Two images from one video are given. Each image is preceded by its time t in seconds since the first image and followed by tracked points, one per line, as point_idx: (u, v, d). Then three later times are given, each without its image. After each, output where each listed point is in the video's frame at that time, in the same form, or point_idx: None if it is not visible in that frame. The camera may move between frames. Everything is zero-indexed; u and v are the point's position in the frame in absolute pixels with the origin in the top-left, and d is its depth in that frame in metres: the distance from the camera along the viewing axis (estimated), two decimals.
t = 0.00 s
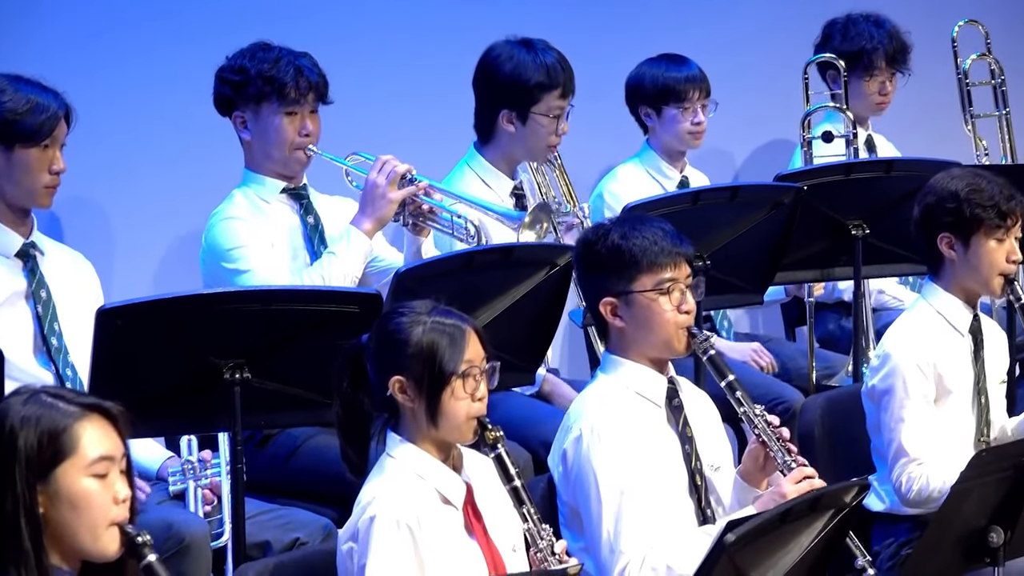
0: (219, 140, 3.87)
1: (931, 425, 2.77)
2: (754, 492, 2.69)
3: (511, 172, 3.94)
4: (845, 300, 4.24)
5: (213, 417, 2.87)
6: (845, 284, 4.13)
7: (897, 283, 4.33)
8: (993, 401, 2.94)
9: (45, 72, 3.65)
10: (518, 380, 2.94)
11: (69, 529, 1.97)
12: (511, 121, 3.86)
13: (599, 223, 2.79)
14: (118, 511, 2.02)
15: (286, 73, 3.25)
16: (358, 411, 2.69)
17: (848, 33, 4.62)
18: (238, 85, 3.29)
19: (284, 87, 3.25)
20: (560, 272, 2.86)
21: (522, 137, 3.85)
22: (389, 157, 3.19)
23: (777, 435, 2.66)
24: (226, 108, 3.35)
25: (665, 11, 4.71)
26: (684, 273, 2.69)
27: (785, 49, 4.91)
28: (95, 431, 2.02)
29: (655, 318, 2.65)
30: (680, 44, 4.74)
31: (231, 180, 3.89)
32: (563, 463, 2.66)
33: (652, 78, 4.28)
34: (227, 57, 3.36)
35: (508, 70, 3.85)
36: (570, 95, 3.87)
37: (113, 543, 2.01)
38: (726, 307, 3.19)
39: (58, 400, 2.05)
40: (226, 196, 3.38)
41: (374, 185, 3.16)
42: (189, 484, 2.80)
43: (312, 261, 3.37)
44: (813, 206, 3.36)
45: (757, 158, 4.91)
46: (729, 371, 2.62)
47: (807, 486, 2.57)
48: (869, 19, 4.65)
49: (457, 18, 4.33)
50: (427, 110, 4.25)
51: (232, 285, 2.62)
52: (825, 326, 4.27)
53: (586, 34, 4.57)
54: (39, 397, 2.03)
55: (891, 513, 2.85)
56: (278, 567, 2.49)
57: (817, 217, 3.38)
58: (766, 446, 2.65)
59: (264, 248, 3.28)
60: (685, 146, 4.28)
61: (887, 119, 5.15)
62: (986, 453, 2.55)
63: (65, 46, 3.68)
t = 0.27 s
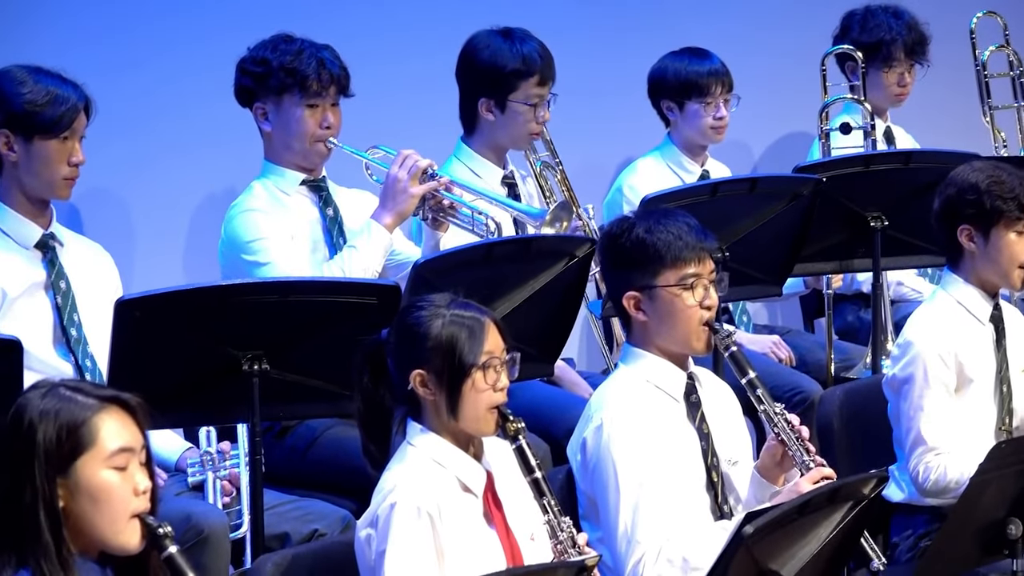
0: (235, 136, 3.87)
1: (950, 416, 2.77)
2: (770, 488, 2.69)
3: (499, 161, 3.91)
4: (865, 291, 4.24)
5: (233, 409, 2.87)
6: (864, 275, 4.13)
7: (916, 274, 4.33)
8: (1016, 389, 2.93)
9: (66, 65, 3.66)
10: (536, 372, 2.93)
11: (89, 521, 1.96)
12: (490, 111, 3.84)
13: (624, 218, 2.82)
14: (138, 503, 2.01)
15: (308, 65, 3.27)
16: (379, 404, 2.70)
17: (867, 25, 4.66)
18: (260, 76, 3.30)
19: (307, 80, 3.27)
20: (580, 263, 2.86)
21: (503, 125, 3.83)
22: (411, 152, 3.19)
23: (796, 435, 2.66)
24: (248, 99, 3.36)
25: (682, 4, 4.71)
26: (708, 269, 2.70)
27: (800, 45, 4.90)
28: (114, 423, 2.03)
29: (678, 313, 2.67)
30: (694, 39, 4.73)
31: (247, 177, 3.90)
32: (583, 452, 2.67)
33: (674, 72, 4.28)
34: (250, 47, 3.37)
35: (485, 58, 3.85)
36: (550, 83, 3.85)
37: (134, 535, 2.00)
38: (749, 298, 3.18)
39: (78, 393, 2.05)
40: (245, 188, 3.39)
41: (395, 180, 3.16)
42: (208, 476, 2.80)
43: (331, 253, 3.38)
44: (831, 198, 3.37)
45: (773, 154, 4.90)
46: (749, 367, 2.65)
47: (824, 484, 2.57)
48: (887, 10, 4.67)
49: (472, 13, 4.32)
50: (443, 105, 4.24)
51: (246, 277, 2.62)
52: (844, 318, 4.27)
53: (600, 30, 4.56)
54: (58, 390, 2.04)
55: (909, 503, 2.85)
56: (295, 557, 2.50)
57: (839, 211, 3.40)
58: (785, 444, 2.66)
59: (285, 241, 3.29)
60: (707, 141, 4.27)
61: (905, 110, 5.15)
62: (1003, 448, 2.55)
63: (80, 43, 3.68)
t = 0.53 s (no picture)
0: (248, 134, 3.87)
1: (968, 412, 2.77)
2: (782, 482, 2.67)
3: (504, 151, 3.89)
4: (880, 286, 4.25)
5: (247, 403, 2.87)
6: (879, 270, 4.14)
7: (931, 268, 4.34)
8: None
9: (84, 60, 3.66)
10: (551, 365, 2.95)
11: (109, 519, 1.97)
12: (483, 101, 3.84)
13: (643, 209, 2.87)
14: (158, 503, 2.02)
15: (328, 60, 3.27)
16: (396, 398, 2.71)
17: (882, 19, 4.69)
18: (278, 70, 3.33)
19: (325, 74, 3.28)
20: (594, 257, 2.85)
21: (499, 115, 3.82)
22: (428, 148, 3.19)
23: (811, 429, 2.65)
24: (266, 92, 3.39)
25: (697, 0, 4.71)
26: (726, 263, 2.75)
27: (811, 42, 4.89)
28: (138, 423, 2.02)
29: (695, 307, 2.71)
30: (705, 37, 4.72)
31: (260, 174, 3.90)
32: (599, 447, 2.67)
33: (692, 67, 4.29)
34: (267, 41, 3.40)
35: (470, 50, 3.84)
36: (541, 68, 3.83)
37: (152, 533, 2.00)
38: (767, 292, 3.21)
39: (105, 388, 2.05)
40: (261, 181, 3.41)
41: (413, 177, 3.16)
42: (222, 469, 2.80)
43: (347, 248, 3.38)
44: (846, 191, 3.40)
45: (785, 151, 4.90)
46: (765, 361, 2.68)
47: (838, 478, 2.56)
48: (902, 5, 4.71)
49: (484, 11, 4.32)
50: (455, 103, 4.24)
51: (260, 271, 2.62)
52: (859, 312, 4.27)
53: (611, 27, 4.56)
54: (85, 384, 2.04)
55: (925, 498, 2.84)
56: (310, 552, 2.51)
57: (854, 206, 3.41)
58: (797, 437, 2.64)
59: (301, 236, 3.31)
60: (725, 136, 4.27)
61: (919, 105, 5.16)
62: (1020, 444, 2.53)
63: (96, 41, 3.68)
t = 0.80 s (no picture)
0: (263, 133, 3.87)
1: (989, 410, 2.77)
2: (801, 479, 2.71)
3: (523, 149, 3.90)
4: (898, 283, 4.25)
5: (264, 400, 2.87)
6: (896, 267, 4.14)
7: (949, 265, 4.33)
8: None
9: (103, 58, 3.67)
10: (569, 363, 2.94)
11: (130, 515, 1.97)
12: (498, 100, 3.85)
13: (664, 206, 2.91)
14: (178, 500, 2.01)
15: (350, 58, 3.31)
16: (415, 394, 2.71)
17: (900, 16, 4.69)
18: (300, 67, 3.35)
19: (347, 73, 3.31)
20: (611, 254, 2.85)
21: (514, 113, 3.82)
22: (448, 149, 3.18)
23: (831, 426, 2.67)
24: (287, 89, 3.40)
25: None
26: (745, 260, 2.78)
27: (827, 40, 4.89)
28: (159, 419, 2.03)
29: (715, 303, 2.73)
30: (719, 34, 4.71)
31: (275, 173, 3.91)
32: (618, 442, 2.69)
33: (712, 64, 4.29)
34: (289, 38, 3.42)
35: (481, 49, 3.86)
36: (554, 63, 3.82)
37: (173, 530, 2.00)
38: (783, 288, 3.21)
39: (127, 384, 2.05)
40: (280, 178, 3.42)
41: (433, 177, 3.15)
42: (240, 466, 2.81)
43: (365, 246, 3.39)
44: (864, 189, 3.40)
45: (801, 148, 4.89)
46: (785, 358, 2.68)
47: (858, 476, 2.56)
48: (919, 2, 4.71)
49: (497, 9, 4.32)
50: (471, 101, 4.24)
51: (279, 267, 2.62)
52: (876, 309, 4.27)
53: (625, 26, 4.55)
54: (107, 380, 2.04)
55: (942, 496, 2.84)
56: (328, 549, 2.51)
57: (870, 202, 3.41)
58: (816, 433, 2.67)
59: (319, 233, 3.31)
60: (744, 134, 4.28)
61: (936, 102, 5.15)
62: None
63: (115, 38, 3.69)
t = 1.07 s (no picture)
0: (277, 133, 3.88)
1: (1009, 408, 2.79)
2: (821, 473, 2.69)
3: (539, 148, 3.90)
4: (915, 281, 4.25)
5: (282, 398, 2.87)
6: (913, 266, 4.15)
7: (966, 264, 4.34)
8: None
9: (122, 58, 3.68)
10: (587, 361, 2.94)
11: (147, 512, 1.96)
12: (514, 99, 3.84)
13: (681, 204, 2.92)
14: (196, 496, 2.01)
15: (369, 56, 3.31)
16: (433, 391, 2.72)
17: (918, 14, 4.69)
18: (319, 65, 3.37)
19: (366, 71, 3.31)
20: (629, 252, 2.85)
21: (530, 112, 3.82)
22: (466, 149, 3.19)
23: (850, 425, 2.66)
24: (307, 87, 3.43)
25: None
26: (764, 257, 2.80)
27: (845, 38, 4.89)
28: (176, 415, 2.02)
29: (734, 301, 2.76)
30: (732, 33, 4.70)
31: (290, 172, 3.91)
32: (637, 438, 2.72)
33: (730, 62, 4.29)
34: (309, 36, 3.44)
35: (496, 48, 3.86)
36: (569, 62, 3.81)
37: (190, 526, 1.99)
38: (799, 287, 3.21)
39: (144, 381, 2.05)
40: (298, 176, 3.44)
41: (452, 177, 3.15)
42: (257, 463, 2.81)
43: (383, 245, 3.40)
44: (881, 187, 3.40)
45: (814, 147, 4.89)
46: (804, 356, 2.71)
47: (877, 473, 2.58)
48: None
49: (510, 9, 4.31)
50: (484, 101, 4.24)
51: (298, 265, 2.63)
52: (893, 307, 4.28)
53: (644, 24, 4.55)
54: (124, 376, 2.04)
55: (962, 494, 2.87)
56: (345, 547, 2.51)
57: (887, 200, 3.42)
58: (835, 429, 2.66)
59: (337, 232, 3.32)
60: (762, 133, 4.28)
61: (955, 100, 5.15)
62: None
63: (133, 36, 3.70)
